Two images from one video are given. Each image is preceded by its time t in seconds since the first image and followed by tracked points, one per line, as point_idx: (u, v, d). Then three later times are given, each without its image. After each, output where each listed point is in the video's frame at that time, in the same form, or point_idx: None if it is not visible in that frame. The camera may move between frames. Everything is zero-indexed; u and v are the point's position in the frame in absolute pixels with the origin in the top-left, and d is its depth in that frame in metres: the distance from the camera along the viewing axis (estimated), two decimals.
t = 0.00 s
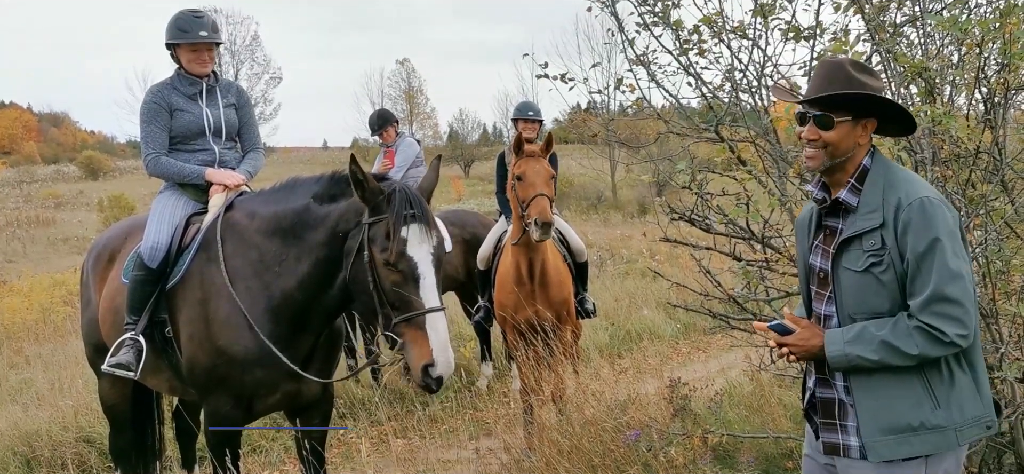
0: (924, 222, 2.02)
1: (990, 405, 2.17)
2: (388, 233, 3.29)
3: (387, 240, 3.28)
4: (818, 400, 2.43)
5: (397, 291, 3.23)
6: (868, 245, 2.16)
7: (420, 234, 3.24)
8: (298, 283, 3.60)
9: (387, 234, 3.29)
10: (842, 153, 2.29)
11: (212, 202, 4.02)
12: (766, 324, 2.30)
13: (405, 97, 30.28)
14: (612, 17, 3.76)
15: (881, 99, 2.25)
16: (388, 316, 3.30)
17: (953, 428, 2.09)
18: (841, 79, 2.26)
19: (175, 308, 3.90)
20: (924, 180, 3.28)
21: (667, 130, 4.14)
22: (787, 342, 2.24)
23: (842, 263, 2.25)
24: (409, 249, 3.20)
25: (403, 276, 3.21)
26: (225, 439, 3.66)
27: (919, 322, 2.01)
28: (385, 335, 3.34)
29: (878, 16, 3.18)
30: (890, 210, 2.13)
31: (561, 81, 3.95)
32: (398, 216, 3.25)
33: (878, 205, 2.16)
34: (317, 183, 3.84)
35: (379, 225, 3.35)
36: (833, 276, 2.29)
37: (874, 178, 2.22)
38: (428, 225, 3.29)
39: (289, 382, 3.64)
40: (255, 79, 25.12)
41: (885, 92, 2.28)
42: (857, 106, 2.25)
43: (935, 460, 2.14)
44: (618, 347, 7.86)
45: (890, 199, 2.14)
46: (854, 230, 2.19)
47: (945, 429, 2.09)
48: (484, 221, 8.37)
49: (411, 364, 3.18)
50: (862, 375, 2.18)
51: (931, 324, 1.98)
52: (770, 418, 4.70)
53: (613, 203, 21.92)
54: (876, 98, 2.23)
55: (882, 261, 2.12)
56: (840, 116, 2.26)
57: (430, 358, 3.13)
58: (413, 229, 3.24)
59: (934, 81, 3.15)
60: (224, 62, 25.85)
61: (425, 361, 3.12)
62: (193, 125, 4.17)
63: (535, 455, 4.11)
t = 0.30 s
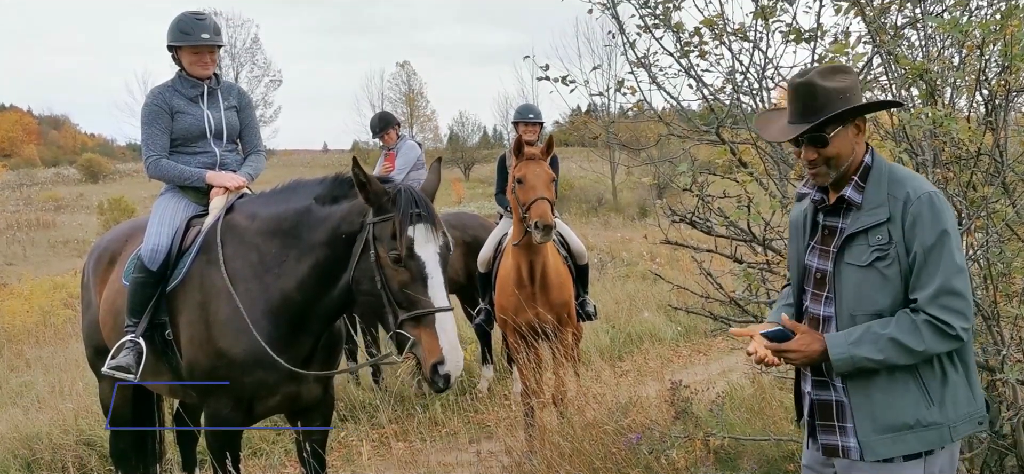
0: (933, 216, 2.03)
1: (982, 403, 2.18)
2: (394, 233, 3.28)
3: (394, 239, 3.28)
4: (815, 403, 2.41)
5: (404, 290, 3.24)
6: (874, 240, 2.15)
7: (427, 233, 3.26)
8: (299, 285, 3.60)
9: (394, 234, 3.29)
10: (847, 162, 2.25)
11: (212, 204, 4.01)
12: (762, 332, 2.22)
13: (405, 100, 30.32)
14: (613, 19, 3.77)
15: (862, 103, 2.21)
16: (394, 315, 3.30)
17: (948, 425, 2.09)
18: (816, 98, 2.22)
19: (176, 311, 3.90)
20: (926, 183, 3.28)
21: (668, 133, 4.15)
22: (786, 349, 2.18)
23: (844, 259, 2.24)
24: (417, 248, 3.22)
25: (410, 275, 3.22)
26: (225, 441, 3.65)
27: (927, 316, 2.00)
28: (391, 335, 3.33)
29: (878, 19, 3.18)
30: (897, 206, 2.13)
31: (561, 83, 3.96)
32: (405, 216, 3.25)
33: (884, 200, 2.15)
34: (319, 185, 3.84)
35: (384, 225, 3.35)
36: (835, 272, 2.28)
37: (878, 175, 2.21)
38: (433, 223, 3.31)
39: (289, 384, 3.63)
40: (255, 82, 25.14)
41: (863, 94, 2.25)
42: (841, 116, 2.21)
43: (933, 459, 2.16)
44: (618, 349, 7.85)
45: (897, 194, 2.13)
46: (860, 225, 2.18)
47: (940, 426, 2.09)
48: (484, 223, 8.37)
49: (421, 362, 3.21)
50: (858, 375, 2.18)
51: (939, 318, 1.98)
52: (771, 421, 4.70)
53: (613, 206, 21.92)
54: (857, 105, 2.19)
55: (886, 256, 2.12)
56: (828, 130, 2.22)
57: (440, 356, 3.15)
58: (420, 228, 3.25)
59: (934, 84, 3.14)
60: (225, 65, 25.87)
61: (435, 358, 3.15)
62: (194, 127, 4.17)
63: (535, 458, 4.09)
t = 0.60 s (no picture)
0: (929, 212, 2.04)
1: (966, 404, 2.18)
2: (393, 226, 3.28)
3: (393, 233, 3.27)
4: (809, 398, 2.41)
5: (403, 284, 3.23)
6: (870, 236, 2.15)
7: (426, 225, 3.25)
8: (299, 283, 3.59)
9: (393, 227, 3.29)
10: (837, 168, 2.23)
11: (212, 203, 4.00)
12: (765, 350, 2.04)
13: (404, 99, 30.30)
14: (613, 18, 3.77)
15: (841, 113, 2.15)
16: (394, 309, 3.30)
17: (931, 428, 2.09)
18: (789, 116, 2.19)
19: (175, 310, 3.89)
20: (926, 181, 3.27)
21: (669, 132, 4.14)
22: (793, 365, 2.00)
23: (840, 255, 2.23)
24: (416, 240, 3.21)
25: (410, 268, 3.22)
26: (225, 440, 3.64)
27: (924, 313, 1.97)
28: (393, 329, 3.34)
29: (879, 18, 3.17)
30: (893, 203, 2.12)
31: (561, 82, 3.96)
32: (403, 209, 3.25)
33: (881, 197, 2.14)
34: (317, 183, 3.83)
35: (383, 219, 3.34)
36: (831, 269, 2.28)
37: (877, 172, 2.19)
38: (432, 215, 3.30)
39: (289, 383, 3.63)
40: (254, 82, 25.12)
41: (844, 100, 2.17)
42: (821, 129, 2.17)
43: (925, 458, 2.17)
44: (618, 349, 7.84)
45: (893, 191, 2.13)
46: (856, 222, 2.17)
47: (923, 429, 2.09)
48: (483, 223, 8.37)
49: (419, 358, 3.19)
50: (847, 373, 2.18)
51: (935, 315, 1.96)
52: (771, 420, 4.69)
53: (612, 205, 21.91)
54: (834, 118, 2.14)
55: (881, 252, 2.12)
56: (806, 146, 2.20)
57: (440, 349, 3.14)
58: (418, 221, 3.24)
59: (936, 81, 3.13)
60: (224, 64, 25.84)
61: (435, 351, 3.14)
62: (194, 127, 4.16)
63: (536, 457, 4.08)
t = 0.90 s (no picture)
0: (919, 216, 2.03)
1: (958, 408, 2.17)
2: (393, 232, 3.28)
3: (393, 237, 3.27)
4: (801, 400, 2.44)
5: (403, 289, 3.23)
6: (860, 239, 2.15)
7: (426, 230, 3.25)
8: (298, 285, 3.58)
9: (393, 232, 3.28)
10: (828, 169, 2.24)
11: (211, 204, 3.99)
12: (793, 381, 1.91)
13: (402, 100, 30.31)
14: (612, 20, 3.77)
15: (831, 117, 2.15)
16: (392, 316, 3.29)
17: (922, 433, 2.09)
18: (779, 118, 2.21)
19: (173, 311, 3.88)
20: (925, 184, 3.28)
21: (667, 133, 4.15)
22: (823, 389, 1.88)
23: (831, 259, 2.24)
24: (416, 247, 3.22)
25: (410, 275, 3.22)
26: (222, 443, 3.63)
27: (932, 316, 1.92)
28: (387, 335, 3.33)
29: (878, 21, 3.18)
30: (881, 206, 2.12)
31: (560, 84, 3.96)
32: (404, 215, 3.25)
33: (871, 201, 2.14)
34: (316, 184, 3.82)
35: (383, 224, 3.34)
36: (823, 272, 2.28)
37: (869, 176, 2.19)
38: (432, 221, 3.30)
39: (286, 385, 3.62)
40: (251, 83, 25.11)
41: (835, 103, 2.17)
42: (813, 131, 2.18)
43: (911, 462, 2.15)
44: (616, 351, 7.85)
45: (883, 194, 2.13)
46: (846, 225, 2.18)
47: (914, 433, 2.09)
48: (481, 224, 8.37)
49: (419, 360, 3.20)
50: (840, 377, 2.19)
51: (943, 317, 1.92)
52: (770, 422, 4.69)
53: (610, 207, 21.94)
54: (823, 122, 2.15)
55: (869, 255, 2.12)
56: (795, 149, 2.21)
57: (438, 356, 3.15)
58: (419, 228, 3.24)
59: (935, 84, 3.14)
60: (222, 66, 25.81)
61: (433, 358, 3.15)
62: (192, 128, 4.15)
63: (534, 459, 4.08)
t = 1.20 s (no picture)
0: (914, 220, 2.01)
1: (963, 411, 2.13)
2: (395, 229, 3.28)
3: (394, 236, 3.27)
4: (798, 402, 2.46)
5: (403, 288, 3.22)
6: (855, 244, 2.14)
7: (427, 227, 3.25)
8: (298, 285, 3.57)
9: (394, 230, 3.28)
10: (820, 172, 2.24)
11: (211, 204, 3.98)
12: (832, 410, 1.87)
13: (402, 101, 30.33)
14: (615, 21, 3.77)
15: (824, 120, 2.15)
16: (393, 312, 3.29)
17: (924, 437, 2.07)
18: (772, 120, 2.21)
19: (173, 310, 3.88)
20: (927, 187, 3.27)
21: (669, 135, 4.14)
22: (865, 413, 1.82)
23: (827, 264, 2.23)
24: (417, 243, 3.21)
25: (411, 273, 3.21)
26: (222, 442, 3.63)
27: (951, 319, 1.88)
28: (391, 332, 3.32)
29: (880, 23, 3.18)
30: (876, 210, 2.11)
31: (562, 85, 3.96)
32: (405, 212, 3.25)
33: (864, 205, 2.14)
34: (317, 184, 3.82)
35: (384, 221, 3.33)
36: (819, 276, 2.27)
37: (861, 181, 2.18)
38: (433, 218, 3.30)
39: (286, 385, 3.61)
40: (252, 83, 25.12)
41: (829, 107, 2.17)
42: (805, 134, 2.18)
43: (908, 465, 2.15)
44: (617, 352, 7.85)
45: (876, 197, 2.12)
46: (840, 231, 2.18)
47: (915, 436, 2.07)
48: (482, 225, 8.37)
49: (420, 359, 3.19)
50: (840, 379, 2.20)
51: (961, 318, 1.88)
52: (771, 425, 4.68)
53: (610, 209, 21.94)
54: (816, 124, 2.14)
55: (865, 260, 2.12)
56: (788, 151, 2.21)
57: (441, 353, 3.14)
58: (420, 224, 3.24)
59: (938, 87, 3.13)
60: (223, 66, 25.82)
61: (435, 354, 3.13)
62: (194, 127, 4.15)
63: (534, 461, 4.07)
